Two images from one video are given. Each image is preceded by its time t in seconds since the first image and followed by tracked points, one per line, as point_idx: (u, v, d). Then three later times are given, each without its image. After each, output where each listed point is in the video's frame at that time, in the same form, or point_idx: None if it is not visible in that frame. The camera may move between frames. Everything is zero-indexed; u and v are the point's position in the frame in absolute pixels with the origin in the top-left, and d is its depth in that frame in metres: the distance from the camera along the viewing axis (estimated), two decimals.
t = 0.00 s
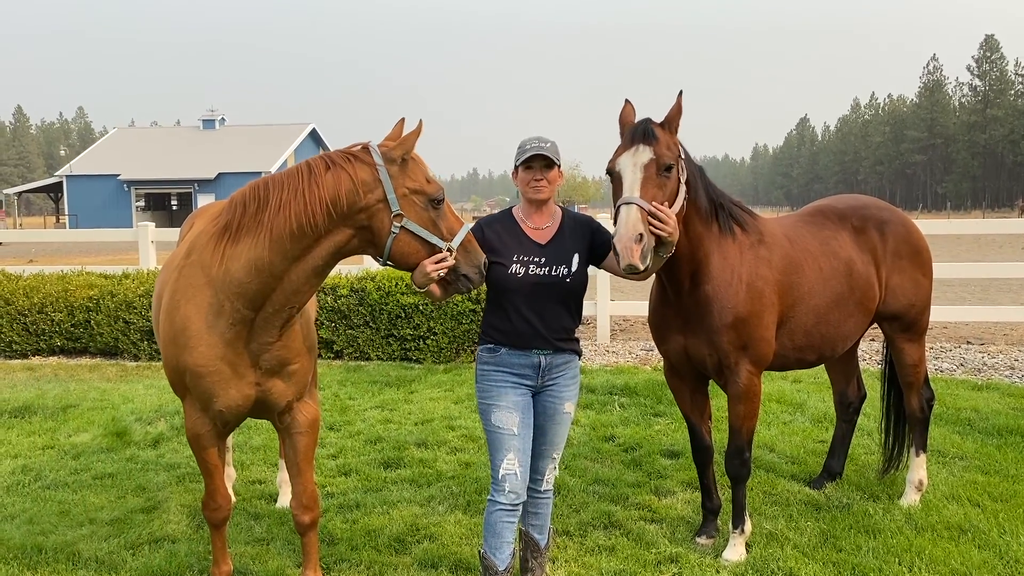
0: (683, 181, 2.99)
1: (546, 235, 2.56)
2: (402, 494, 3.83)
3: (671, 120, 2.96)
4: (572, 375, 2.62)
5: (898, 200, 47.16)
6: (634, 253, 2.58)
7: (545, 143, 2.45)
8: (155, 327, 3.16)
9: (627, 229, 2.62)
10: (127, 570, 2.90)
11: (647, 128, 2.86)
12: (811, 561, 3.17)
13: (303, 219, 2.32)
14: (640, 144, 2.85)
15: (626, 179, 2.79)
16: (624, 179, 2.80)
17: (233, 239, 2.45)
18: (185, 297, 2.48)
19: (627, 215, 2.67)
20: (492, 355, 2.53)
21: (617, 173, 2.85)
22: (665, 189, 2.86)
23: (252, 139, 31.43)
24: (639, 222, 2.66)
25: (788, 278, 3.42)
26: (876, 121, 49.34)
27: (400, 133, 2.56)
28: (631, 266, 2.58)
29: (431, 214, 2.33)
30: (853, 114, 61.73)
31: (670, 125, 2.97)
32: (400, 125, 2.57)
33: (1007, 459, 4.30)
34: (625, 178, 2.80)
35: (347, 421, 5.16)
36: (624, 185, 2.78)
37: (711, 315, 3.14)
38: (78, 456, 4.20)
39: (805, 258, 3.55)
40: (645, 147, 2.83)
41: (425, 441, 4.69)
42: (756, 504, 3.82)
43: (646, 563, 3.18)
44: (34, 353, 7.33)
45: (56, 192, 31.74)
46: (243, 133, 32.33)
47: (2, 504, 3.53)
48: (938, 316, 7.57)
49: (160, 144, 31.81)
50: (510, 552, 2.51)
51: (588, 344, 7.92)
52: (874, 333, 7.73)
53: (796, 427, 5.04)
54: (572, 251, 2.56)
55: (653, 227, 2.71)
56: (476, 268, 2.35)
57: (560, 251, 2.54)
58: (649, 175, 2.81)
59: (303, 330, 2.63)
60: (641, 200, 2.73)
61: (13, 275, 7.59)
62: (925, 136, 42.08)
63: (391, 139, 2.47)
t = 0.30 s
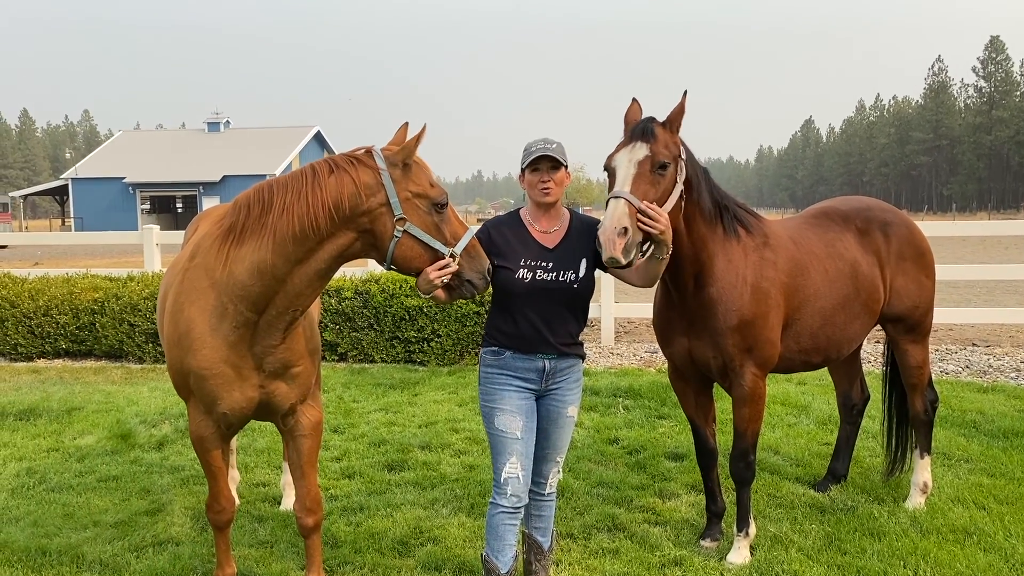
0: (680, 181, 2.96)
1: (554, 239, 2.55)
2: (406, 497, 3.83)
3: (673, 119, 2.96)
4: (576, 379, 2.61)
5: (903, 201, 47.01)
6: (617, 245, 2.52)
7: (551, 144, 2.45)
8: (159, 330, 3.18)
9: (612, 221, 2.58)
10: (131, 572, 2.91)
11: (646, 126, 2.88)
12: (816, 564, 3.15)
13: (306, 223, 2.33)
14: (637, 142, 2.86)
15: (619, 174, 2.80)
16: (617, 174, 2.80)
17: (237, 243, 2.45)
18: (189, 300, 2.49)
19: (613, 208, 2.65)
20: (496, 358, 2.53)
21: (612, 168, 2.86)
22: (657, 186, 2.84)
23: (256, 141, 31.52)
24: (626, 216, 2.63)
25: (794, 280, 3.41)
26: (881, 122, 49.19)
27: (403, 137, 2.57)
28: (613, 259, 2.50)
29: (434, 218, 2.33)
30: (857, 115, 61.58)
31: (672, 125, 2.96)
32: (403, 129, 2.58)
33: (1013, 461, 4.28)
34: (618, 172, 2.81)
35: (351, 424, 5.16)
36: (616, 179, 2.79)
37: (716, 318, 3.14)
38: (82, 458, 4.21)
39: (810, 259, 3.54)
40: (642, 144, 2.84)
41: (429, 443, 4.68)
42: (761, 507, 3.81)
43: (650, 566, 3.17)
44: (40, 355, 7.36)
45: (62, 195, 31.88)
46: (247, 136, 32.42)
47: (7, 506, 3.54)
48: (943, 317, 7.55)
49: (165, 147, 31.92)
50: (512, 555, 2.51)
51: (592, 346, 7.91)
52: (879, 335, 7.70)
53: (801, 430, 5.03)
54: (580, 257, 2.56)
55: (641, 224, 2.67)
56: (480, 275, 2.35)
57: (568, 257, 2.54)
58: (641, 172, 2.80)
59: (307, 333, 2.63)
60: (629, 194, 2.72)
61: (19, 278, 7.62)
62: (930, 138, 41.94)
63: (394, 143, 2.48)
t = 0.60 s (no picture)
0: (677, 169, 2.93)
1: (558, 242, 2.56)
2: (409, 499, 3.83)
3: (679, 112, 2.95)
4: (580, 383, 2.61)
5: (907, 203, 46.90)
6: (597, 205, 2.50)
7: (551, 145, 2.45)
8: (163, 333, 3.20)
9: (598, 182, 2.59)
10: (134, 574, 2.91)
11: (648, 113, 2.91)
12: (820, 567, 3.14)
13: (310, 225, 2.33)
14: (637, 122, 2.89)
15: (616, 148, 2.82)
16: (614, 149, 2.83)
17: (242, 245, 2.46)
18: (194, 302, 2.50)
19: (604, 171, 2.67)
20: (500, 361, 2.53)
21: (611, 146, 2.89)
22: (649, 165, 2.82)
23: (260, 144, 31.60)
24: (614, 178, 2.64)
25: (798, 281, 3.41)
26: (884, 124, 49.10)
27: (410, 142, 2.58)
28: (591, 217, 2.48)
29: (436, 222, 2.31)
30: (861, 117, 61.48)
31: (677, 118, 2.95)
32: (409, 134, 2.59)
33: (1018, 463, 4.26)
34: (616, 146, 2.84)
35: (354, 426, 5.17)
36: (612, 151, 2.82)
37: (721, 320, 3.13)
38: (86, 460, 4.22)
39: (814, 261, 3.53)
40: (642, 126, 2.86)
41: (432, 445, 4.69)
42: (764, 509, 3.80)
43: (653, 568, 3.16)
44: (44, 357, 7.38)
45: (67, 198, 31.99)
46: (251, 139, 32.50)
47: (11, 508, 3.55)
48: (948, 319, 7.52)
49: (169, 150, 32.01)
50: (516, 558, 2.51)
51: (596, 348, 7.90)
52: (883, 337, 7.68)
53: (805, 432, 5.02)
54: (583, 259, 2.56)
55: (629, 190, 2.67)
56: (485, 282, 2.34)
57: (572, 259, 2.54)
58: (636, 148, 2.81)
59: (312, 335, 2.64)
60: (619, 163, 2.73)
61: (23, 280, 7.65)
62: (934, 139, 41.83)
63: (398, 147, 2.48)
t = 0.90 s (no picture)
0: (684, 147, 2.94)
1: (558, 242, 2.56)
2: (412, 500, 3.84)
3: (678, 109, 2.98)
4: (585, 386, 2.62)
5: (911, 204, 46.80)
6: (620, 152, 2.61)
7: (549, 143, 2.46)
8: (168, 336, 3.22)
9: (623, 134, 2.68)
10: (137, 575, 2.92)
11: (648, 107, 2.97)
12: (823, 568, 3.14)
13: (314, 227, 2.34)
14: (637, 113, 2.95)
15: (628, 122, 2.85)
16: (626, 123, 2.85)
17: (247, 247, 2.47)
18: (199, 304, 2.51)
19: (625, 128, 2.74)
20: (504, 364, 2.53)
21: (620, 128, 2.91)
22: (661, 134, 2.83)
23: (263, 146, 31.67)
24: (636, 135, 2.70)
25: (800, 282, 3.41)
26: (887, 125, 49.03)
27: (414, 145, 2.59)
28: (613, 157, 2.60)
29: (437, 225, 2.30)
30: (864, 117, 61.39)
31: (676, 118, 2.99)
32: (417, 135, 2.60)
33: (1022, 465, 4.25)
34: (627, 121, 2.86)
35: (357, 427, 5.18)
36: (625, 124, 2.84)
37: (723, 321, 3.13)
38: (90, 462, 4.23)
39: (817, 261, 3.53)
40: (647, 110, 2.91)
41: (435, 446, 4.69)
42: (767, 510, 3.79)
43: (656, 569, 3.17)
44: (47, 359, 7.40)
45: (71, 201, 32.08)
46: (254, 141, 32.57)
47: (15, 510, 3.56)
48: (951, 320, 7.50)
49: (172, 152, 32.09)
50: (521, 561, 2.51)
51: (599, 349, 7.90)
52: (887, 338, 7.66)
53: (808, 433, 5.01)
54: (585, 258, 2.56)
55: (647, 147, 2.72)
56: (489, 289, 2.33)
57: (574, 259, 2.55)
58: (648, 121, 2.84)
59: (317, 337, 2.65)
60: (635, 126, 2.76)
61: (27, 282, 7.68)
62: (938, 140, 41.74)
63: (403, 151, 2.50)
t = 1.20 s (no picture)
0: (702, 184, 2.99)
1: (561, 244, 2.57)
2: (413, 502, 3.84)
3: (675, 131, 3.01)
4: (584, 387, 2.64)
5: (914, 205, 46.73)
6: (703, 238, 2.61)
7: (550, 145, 2.46)
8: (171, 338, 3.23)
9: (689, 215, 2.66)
10: None
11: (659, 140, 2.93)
12: (825, 570, 3.14)
13: (316, 229, 2.35)
14: (656, 152, 2.89)
15: (660, 180, 2.81)
16: (659, 181, 2.81)
17: (250, 249, 2.48)
18: (203, 306, 2.52)
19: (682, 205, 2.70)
20: (505, 366, 2.53)
21: (644, 181, 2.86)
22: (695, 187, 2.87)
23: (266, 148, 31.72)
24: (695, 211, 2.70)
25: (800, 284, 3.41)
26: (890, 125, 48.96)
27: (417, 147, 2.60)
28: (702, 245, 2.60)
29: (436, 228, 2.28)
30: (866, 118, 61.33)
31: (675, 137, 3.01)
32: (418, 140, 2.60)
33: None
34: (659, 179, 2.81)
35: (359, 428, 5.19)
36: (660, 185, 2.80)
37: (723, 323, 3.13)
38: (93, 464, 4.24)
39: (817, 263, 3.53)
40: (664, 152, 2.88)
41: (437, 448, 4.70)
42: (769, 512, 3.79)
43: (657, 571, 3.17)
44: (51, 361, 7.42)
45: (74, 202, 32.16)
46: (256, 142, 32.62)
47: (18, 511, 3.58)
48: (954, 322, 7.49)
49: (175, 154, 32.16)
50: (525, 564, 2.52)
51: (601, 351, 7.90)
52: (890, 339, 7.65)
53: (810, 435, 5.01)
54: (587, 262, 2.58)
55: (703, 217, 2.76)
56: (491, 294, 2.28)
57: (576, 263, 2.55)
58: (681, 176, 2.84)
59: (320, 340, 2.65)
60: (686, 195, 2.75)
61: (30, 284, 7.71)
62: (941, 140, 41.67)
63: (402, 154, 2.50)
